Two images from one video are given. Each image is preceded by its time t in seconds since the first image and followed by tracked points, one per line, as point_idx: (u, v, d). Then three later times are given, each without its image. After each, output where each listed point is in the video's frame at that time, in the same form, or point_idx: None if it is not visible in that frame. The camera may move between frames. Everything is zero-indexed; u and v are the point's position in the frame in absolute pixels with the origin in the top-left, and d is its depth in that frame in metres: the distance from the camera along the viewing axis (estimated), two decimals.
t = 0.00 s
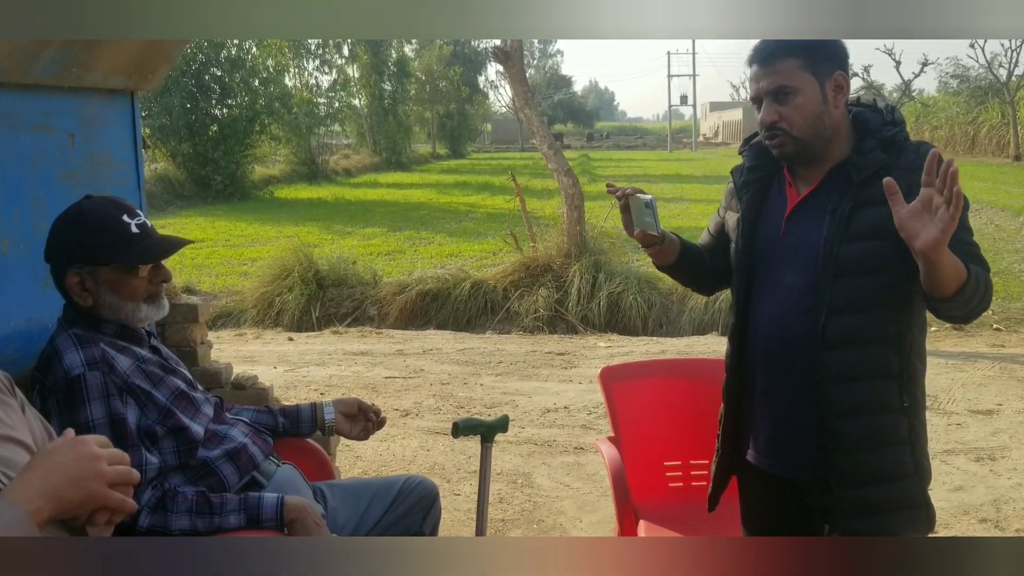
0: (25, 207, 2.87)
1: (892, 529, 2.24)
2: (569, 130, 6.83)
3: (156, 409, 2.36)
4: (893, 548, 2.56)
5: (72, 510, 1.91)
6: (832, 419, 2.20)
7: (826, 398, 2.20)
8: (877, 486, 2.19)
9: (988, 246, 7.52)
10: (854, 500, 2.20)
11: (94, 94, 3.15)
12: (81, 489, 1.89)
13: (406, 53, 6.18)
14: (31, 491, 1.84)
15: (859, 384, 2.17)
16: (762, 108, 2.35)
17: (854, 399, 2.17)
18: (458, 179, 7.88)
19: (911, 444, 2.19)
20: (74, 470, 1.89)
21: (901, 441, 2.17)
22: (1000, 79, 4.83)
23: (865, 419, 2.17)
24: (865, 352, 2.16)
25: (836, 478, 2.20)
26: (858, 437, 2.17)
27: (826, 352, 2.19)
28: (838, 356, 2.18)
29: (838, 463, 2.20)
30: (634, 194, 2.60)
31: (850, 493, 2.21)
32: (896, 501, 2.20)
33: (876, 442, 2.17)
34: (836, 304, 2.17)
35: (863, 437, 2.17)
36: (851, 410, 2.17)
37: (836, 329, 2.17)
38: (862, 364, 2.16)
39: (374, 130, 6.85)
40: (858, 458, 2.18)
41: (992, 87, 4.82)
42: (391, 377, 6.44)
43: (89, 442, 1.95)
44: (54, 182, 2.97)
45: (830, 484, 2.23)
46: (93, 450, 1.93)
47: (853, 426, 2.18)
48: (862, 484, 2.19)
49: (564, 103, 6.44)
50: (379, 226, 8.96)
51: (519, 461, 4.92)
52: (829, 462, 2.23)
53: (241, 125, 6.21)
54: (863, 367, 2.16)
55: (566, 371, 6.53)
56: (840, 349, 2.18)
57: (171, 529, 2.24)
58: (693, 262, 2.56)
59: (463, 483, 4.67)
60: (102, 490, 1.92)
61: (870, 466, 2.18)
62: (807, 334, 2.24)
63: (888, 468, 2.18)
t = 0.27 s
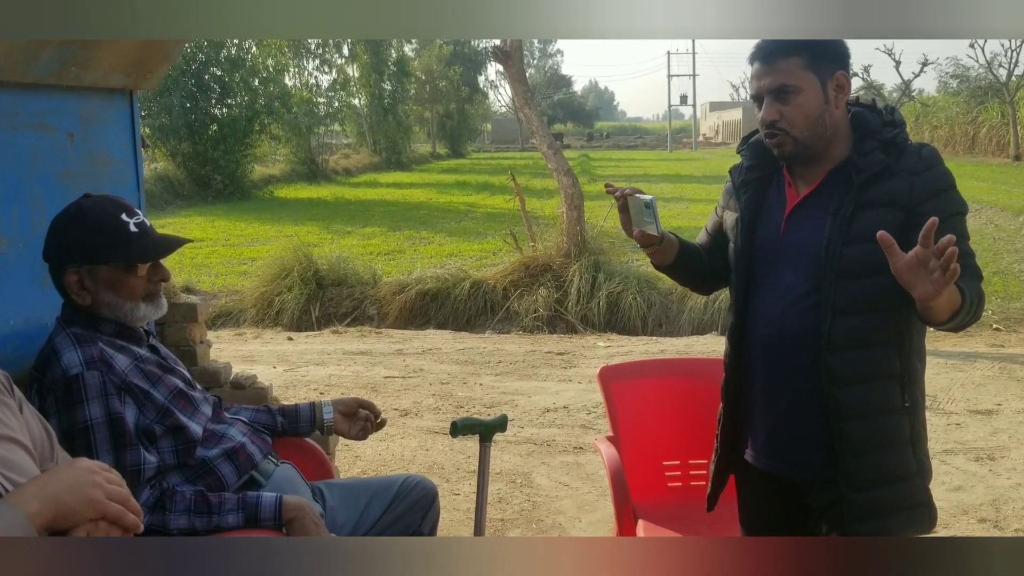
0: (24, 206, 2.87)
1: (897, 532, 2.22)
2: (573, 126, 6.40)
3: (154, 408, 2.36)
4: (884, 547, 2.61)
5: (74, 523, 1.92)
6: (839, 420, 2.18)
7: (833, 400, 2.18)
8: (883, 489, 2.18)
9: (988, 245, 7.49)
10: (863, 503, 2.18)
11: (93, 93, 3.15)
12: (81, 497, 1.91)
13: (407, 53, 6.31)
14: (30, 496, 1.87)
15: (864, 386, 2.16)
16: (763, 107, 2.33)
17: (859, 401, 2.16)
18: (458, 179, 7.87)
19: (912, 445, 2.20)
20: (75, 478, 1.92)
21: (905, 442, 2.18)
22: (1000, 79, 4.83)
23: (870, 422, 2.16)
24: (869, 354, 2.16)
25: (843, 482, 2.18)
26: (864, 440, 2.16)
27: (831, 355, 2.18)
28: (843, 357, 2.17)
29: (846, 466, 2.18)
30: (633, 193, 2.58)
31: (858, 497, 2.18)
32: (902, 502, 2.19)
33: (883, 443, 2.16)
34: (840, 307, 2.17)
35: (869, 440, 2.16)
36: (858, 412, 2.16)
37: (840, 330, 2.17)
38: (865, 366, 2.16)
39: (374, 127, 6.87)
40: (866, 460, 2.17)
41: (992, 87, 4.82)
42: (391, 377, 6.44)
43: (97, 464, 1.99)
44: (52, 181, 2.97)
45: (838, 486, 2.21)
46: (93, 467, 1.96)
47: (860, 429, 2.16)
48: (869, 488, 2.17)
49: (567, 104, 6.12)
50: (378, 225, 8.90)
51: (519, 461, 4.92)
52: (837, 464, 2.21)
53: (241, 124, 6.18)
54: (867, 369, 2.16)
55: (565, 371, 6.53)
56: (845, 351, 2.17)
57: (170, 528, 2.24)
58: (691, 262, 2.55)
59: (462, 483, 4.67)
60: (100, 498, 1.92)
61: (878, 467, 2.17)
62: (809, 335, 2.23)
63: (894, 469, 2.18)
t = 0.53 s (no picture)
0: (25, 205, 2.87)
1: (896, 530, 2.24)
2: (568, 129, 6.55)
3: (154, 407, 2.35)
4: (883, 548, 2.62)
5: (74, 522, 1.91)
6: (835, 421, 2.18)
7: (828, 400, 2.19)
8: (879, 487, 2.19)
9: (986, 246, 7.30)
10: (857, 501, 2.20)
11: (93, 92, 3.14)
12: (81, 495, 1.90)
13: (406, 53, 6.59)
14: (31, 493, 1.87)
15: (862, 386, 2.17)
16: (757, 109, 2.35)
17: (856, 401, 2.17)
18: (458, 178, 7.89)
19: (911, 445, 2.20)
20: (75, 477, 1.91)
21: (904, 442, 2.18)
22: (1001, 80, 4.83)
23: (868, 421, 2.16)
24: (867, 354, 2.16)
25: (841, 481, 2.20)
26: (861, 439, 2.16)
27: (827, 354, 2.19)
28: (840, 358, 2.17)
29: (842, 466, 2.19)
30: (632, 195, 2.58)
31: (851, 496, 2.21)
32: (898, 501, 2.21)
33: (879, 444, 2.17)
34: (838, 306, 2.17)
35: (867, 439, 2.16)
36: (854, 412, 2.17)
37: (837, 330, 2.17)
38: (863, 366, 2.16)
39: (375, 128, 6.87)
40: (862, 460, 2.18)
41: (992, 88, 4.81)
42: (390, 376, 6.43)
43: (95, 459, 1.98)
44: (53, 180, 2.97)
45: (834, 486, 2.23)
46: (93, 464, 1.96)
47: (857, 429, 2.17)
48: (865, 486, 2.19)
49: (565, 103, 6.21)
50: (379, 226, 8.73)
51: (518, 460, 4.92)
52: (832, 464, 2.22)
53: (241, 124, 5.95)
54: (864, 369, 2.16)
55: (565, 371, 6.53)
56: (843, 351, 2.17)
57: (169, 527, 2.23)
58: (692, 263, 2.55)
59: (461, 482, 4.67)
60: (101, 496, 1.91)
61: (873, 467, 2.18)
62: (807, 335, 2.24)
63: (890, 469, 2.19)
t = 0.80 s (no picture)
0: (26, 204, 2.87)
1: (895, 525, 2.22)
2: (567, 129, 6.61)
3: (156, 406, 2.36)
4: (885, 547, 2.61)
5: (78, 510, 1.92)
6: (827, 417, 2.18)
7: (820, 395, 2.19)
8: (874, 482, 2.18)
9: (985, 247, 7.41)
10: (850, 496, 2.20)
11: (93, 90, 3.14)
12: (85, 484, 1.92)
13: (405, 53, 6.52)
14: (34, 487, 1.86)
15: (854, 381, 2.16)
16: (745, 113, 2.33)
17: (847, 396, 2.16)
18: (457, 179, 7.92)
19: (908, 441, 2.17)
20: (76, 465, 1.92)
21: (900, 438, 2.16)
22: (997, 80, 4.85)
23: (860, 416, 2.16)
24: (858, 349, 2.15)
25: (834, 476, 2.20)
26: (852, 434, 2.16)
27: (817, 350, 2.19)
28: (831, 354, 2.17)
29: (835, 461, 2.20)
30: (632, 196, 2.59)
31: (845, 490, 2.21)
32: (894, 498, 2.18)
33: (873, 439, 2.16)
34: (827, 302, 2.17)
35: (857, 434, 2.16)
36: (846, 408, 2.16)
37: (828, 326, 2.17)
38: (854, 361, 2.15)
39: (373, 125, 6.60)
40: (855, 456, 2.17)
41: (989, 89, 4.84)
42: (389, 376, 6.43)
43: (88, 443, 1.99)
44: (53, 179, 2.97)
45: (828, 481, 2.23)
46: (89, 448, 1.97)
47: (847, 424, 2.16)
48: (859, 481, 2.18)
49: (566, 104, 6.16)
50: (376, 225, 8.84)
51: (517, 460, 4.93)
52: (827, 460, 2.22)
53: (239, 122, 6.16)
54: (856, 364, 2.15)
55: (564, 371, 6.53)
56: (834, 346, 2.17)
57: (171, 525, 2.22)
58: (694, 263, 2.56)
59: (461, 481, 4.68)
60: (104, 482, 1.94)
61: (866, 462, 2.17)
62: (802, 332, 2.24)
63: (885, 465, 2.17)
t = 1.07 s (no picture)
0: (28, 201, 2.87)
1: (881, 524, 2.19)
2: (567, 128, 6.87)
3: (159, 402, 2.36)
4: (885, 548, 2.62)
5: (84, 504, 1.91)
6: (810, 412, 2.17)
7: (805, 390, 2.18)
8: (858, 480, 2.16)
9: (985, 247, 7.72)
10: (830, 492, 2.17)
11: (95, 88, 3.15)
12: (89, 479, 1.90)
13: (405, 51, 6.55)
14: (38, 483, 1.86)
15: (839, 378, 2.15)
16: (746, 112, 2.31)
17: (831, 393, 2.15)
18: (458, 178, 7.95)
19: (897, 440, 2.14)
20: (80, 460, 1.89)
21: (883, 436, 2.14)
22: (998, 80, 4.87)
23: (843, 413, 2.14)
24: (844, 347, 2.13)
25: (813, 471, 2.18)
26: (834, 431, 2.15)
27: (804, 345, 2.17)
28: (817, 350, 2.16)
29: (816, 456, 2.18)
30: (633, 194, 2.59)
31: (828, 485, 2.18)
32: (874, 496, 2.16)
33: (854, 436, 2.14)
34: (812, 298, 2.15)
35: (840, 430, 2.14)
36: (829, 403, 2.15)
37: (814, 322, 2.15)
38: (840, 359, 2.14)
39: (373, 127, 6.89)
40: (836, 452, 2.16)
41: (989, 88, 4.86)
42: (390, 374, 6.44)
43: (97, 437, 1.96)
44: (55, 176, 2.97)
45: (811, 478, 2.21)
46: (97, 444, 1.94)
47: (829, 420, 2.15)
48: (841, 477, 2.16)
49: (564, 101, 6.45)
50: (377, 224, 8.90)
51: (518, 458, 4.93)
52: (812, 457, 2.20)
53: (240, 121, 6.18)
54: (841, 361, 2.14)
55: (565, 369, 6.54)
56: (819, 343, 2.15)
57: (175, 522, 2.21)
58: (698, 261, 2.56)
59: (462, 479, 4.68)
60: (108, 477, 1.91)
61: (847, 459, 2.15)
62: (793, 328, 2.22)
63: (866, 462, 2.15)
